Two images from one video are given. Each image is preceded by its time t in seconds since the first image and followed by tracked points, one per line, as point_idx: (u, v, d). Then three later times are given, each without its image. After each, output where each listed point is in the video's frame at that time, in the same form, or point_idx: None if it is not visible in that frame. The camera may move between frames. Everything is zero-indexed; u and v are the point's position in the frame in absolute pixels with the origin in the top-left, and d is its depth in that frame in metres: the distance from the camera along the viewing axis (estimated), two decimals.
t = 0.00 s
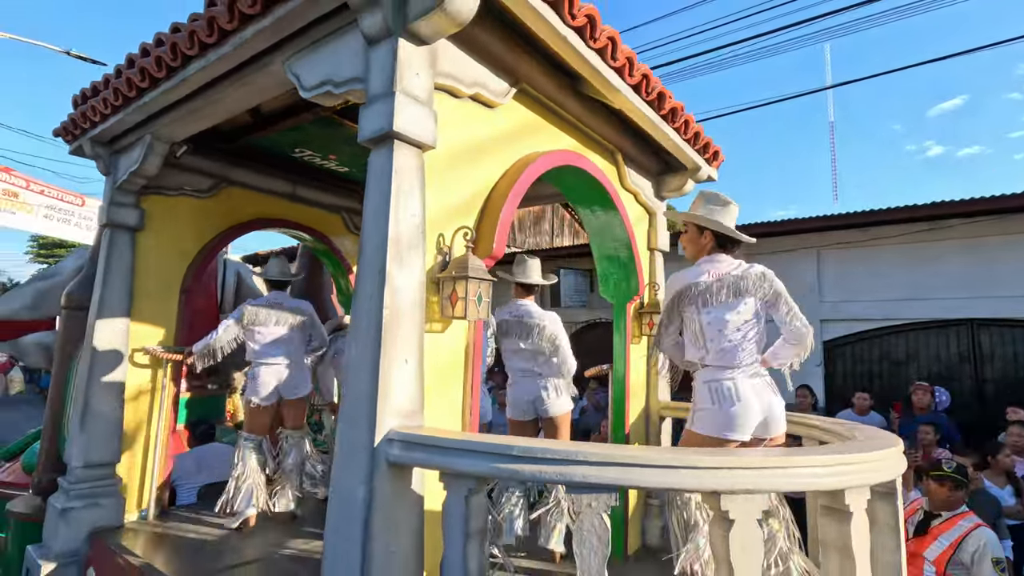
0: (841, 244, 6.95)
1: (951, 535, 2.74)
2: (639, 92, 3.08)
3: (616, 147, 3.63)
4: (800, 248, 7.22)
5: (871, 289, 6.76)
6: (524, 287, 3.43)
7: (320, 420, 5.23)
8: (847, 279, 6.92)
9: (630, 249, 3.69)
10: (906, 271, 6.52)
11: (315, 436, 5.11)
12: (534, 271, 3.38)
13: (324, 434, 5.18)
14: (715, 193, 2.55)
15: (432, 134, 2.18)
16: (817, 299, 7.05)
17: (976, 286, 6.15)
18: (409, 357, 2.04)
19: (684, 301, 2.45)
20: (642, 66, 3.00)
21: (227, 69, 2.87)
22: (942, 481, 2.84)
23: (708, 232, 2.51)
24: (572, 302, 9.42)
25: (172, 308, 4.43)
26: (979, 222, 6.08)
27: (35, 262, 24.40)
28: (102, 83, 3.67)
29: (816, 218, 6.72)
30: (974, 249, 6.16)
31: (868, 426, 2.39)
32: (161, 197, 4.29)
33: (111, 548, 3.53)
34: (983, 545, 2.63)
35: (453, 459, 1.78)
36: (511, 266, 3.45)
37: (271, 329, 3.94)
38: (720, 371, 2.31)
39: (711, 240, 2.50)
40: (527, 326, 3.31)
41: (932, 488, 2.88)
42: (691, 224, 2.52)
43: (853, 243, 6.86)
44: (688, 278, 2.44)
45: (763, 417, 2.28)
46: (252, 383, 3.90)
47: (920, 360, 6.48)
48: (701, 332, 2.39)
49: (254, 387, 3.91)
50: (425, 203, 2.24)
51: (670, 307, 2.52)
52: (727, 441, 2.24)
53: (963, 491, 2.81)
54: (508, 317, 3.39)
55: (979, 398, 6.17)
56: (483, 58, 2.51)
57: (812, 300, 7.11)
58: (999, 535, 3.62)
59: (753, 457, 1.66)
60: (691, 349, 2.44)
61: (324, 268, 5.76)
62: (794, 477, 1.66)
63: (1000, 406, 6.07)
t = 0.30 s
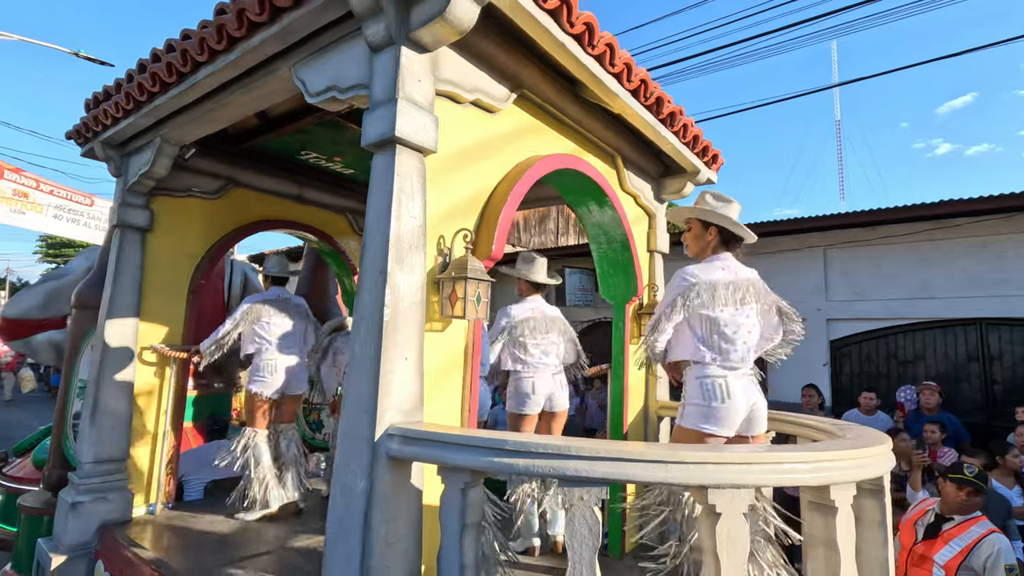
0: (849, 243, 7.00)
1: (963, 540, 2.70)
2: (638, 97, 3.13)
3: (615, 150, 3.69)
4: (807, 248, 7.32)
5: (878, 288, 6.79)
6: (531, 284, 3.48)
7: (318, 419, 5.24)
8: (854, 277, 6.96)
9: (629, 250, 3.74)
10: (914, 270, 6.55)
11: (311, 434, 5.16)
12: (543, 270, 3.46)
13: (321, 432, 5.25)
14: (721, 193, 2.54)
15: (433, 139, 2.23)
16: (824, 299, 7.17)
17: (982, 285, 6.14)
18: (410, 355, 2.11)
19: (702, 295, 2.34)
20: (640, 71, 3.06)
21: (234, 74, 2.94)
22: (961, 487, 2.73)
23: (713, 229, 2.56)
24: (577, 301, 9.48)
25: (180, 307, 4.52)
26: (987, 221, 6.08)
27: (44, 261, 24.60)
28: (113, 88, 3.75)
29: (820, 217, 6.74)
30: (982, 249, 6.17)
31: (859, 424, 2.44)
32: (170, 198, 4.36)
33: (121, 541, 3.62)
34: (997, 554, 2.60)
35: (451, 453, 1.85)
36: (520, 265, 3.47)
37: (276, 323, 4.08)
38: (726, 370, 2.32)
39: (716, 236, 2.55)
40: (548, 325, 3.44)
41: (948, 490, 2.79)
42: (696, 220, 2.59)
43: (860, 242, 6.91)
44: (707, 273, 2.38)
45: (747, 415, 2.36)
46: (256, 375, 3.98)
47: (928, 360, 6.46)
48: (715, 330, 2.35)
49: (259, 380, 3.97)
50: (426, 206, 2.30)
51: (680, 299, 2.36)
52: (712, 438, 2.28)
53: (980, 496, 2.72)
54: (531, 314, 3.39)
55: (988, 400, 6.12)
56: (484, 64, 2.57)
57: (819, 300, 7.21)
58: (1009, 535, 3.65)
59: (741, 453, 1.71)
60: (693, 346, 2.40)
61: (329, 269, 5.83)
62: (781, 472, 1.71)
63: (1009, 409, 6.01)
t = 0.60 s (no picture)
0: (859, 241, 6.96)
1: (973, 541, 2.66)
2: (628, 96, 3.15)
3: (608, 149, 3.70)
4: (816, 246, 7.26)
5: (886, 288, 6.75)
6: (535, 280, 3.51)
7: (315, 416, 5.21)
8: (864, 276, 6.93)
9: (623, 249, 3.75)
10: (923, 270, 6.51)
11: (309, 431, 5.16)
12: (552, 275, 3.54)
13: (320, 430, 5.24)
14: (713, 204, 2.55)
15: (418, 142, 2.26)
16: (832, 299, 7.16)
17: (989, 284, 6.10)
18: (396, 356, 2.13)
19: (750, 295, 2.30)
20: (630, 70, 3.07)
21: (226, 78, 2.98)
22: (964, 485, 2.69)
23: (702, 235, 2.56)
24: (582, 300, 9.51)
25: (181, 307, 4.57)
26: (999, 219, 6.02)
27: (55, 261, 24.84)
28: (111, 92, 3.80)
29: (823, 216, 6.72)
30: (993, 247, 6.11)
31: (847, 422, 2.45)
32: (169, 200, 4.41)
33: (123, 538, 3.67)
34: (1009, 555, 2.55)
35: (433, 453, 1.87)
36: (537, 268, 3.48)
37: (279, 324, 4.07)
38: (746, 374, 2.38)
39: (705, 241, 2.55)
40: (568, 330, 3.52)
41: (952, 490, 2.74)
42: (687, 226, 2.59)
43: (869, 241, 6.87)
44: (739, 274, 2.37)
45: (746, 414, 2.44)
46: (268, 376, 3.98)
47: (938, 360, 6.40)
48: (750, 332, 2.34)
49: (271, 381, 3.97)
50: (412, 208, 2.33)
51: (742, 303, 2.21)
52: (736, 442, 2.32)
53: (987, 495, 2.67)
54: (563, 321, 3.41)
55: (999, 401, 6.04)
56: (470, 65, 2.59)
57: (827, 299, 7.21)
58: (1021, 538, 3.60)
59: (719, 454, 1.72)
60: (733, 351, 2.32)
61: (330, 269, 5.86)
62: (759, 472, 1.72)
63: (1021, 410, 5.95)
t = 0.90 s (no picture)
0: (869, 241, 6.98)
1: (967, 536, 2.70)
2: (629, 100, 3.23)
3: (611, 151, 3.77)
4: (826, 245, 7.29)
5: (898, 286, 6.77)
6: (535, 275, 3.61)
7: (316, 415, 5.29)
8: (875, 274, 6.95)
9: (625, 249, 3.82)
10: (935, 268, 6.53)
11: (308, 429, 5.24)
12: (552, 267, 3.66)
13: (322, 428, 5.31)
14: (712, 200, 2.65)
15: (424, 145, 2.35)
16: (843, 297, 7.17)
17: (1003, 282, 6.12)
18: (402, 350, 2.22)
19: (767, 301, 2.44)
20: (631, 74, 3.15)
21: (239, 83, 3.08)
22: (955, 478, 2.77)
23: (698, 233, 2.63)
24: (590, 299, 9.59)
25: (193, 306, 4.69)
26: (1011, 217, 6.02)
27: (68, 260, 25.18)
28: (128, 96, 3.92)
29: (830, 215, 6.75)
30: (1005, 244, 6.12)
31: (843, 420, 2.51)
32: (183, 201, 4.53)
33: (137, 529, 3.78)
34: (1000, 549, 2.57)
35: (437, 442, 1.96)
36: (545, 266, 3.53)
37: (275, 324, 4.16)
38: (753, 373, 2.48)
39: (701, 239, 2.62)
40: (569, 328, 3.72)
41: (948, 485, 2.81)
42: (685, 223, 2.66)
43: (880, 240, 6.89)
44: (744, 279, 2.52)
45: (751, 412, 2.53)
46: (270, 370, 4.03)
47: (950, 359, 6.45)
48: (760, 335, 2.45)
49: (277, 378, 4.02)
50: (418, 209, 2.42)
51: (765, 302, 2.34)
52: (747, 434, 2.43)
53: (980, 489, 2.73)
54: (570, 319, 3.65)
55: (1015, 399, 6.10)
56: (475, 71, 2.68)
57: (838, 297, 7.21)
58: None
59: (711, 445, 1.79)
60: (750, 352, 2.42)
61: (338, 270, 5.96)
62: (749, 462, 1.79)
63: None
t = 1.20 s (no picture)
0: (881, 237, 6.93)
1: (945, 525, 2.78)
2: (627, 101, 3.26)
3: (611, 152, 3.80)
4: (838, 243, 7.26)
5: (913, 285, 6.73)
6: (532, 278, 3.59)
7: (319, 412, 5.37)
8: (887, 272, 6.92)
9: (625, 249, 3.84)
10: (951, 266, 6.49)
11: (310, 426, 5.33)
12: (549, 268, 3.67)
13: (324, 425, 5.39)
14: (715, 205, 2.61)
15: (422, 149, 2.40)
16: (855, 295, 7.14)
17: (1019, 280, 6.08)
18: (400, 350, 2.28)
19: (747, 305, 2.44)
20: (629, 76, 3.18)
21: (244, 89, 3.16)
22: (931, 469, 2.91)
23: (699, 235, 2.64)
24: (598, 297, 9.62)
25: (202, 306, 4.78)
26: None
27: (83, 259, 25.51)
28: (138, 101, 4.01)
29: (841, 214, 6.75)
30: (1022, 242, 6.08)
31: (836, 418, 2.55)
32: (192, 203, 4.62)
33: (149, 523, 3.88)
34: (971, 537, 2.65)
35: (433, 440, 2.02)
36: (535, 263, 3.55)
37: (276, 327, 4.21)
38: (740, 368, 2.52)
39: (700, 241, 2.63)
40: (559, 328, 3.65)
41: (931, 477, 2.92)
42: (687, 225, 2.68)
43: (893, 237, 6.85)
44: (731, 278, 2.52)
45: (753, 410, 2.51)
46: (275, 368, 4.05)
47: (964, 357, 6.41)
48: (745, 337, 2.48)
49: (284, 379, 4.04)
50: (416, 212, 2.47)
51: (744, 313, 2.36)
52: (748, 430, 2.40)
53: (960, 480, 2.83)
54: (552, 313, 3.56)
55: None
56: (473, 75, 2.73)
57: (850, 296, 7.18)
58: None
59: (701, 443, 1.83)
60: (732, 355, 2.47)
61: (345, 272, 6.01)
62: (738, 462, 1.82)
63: None
